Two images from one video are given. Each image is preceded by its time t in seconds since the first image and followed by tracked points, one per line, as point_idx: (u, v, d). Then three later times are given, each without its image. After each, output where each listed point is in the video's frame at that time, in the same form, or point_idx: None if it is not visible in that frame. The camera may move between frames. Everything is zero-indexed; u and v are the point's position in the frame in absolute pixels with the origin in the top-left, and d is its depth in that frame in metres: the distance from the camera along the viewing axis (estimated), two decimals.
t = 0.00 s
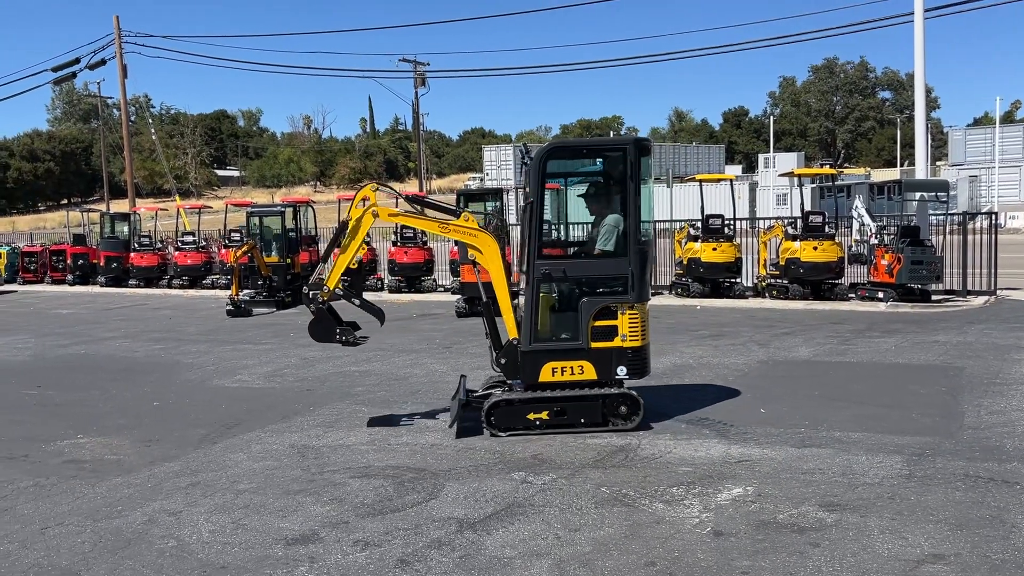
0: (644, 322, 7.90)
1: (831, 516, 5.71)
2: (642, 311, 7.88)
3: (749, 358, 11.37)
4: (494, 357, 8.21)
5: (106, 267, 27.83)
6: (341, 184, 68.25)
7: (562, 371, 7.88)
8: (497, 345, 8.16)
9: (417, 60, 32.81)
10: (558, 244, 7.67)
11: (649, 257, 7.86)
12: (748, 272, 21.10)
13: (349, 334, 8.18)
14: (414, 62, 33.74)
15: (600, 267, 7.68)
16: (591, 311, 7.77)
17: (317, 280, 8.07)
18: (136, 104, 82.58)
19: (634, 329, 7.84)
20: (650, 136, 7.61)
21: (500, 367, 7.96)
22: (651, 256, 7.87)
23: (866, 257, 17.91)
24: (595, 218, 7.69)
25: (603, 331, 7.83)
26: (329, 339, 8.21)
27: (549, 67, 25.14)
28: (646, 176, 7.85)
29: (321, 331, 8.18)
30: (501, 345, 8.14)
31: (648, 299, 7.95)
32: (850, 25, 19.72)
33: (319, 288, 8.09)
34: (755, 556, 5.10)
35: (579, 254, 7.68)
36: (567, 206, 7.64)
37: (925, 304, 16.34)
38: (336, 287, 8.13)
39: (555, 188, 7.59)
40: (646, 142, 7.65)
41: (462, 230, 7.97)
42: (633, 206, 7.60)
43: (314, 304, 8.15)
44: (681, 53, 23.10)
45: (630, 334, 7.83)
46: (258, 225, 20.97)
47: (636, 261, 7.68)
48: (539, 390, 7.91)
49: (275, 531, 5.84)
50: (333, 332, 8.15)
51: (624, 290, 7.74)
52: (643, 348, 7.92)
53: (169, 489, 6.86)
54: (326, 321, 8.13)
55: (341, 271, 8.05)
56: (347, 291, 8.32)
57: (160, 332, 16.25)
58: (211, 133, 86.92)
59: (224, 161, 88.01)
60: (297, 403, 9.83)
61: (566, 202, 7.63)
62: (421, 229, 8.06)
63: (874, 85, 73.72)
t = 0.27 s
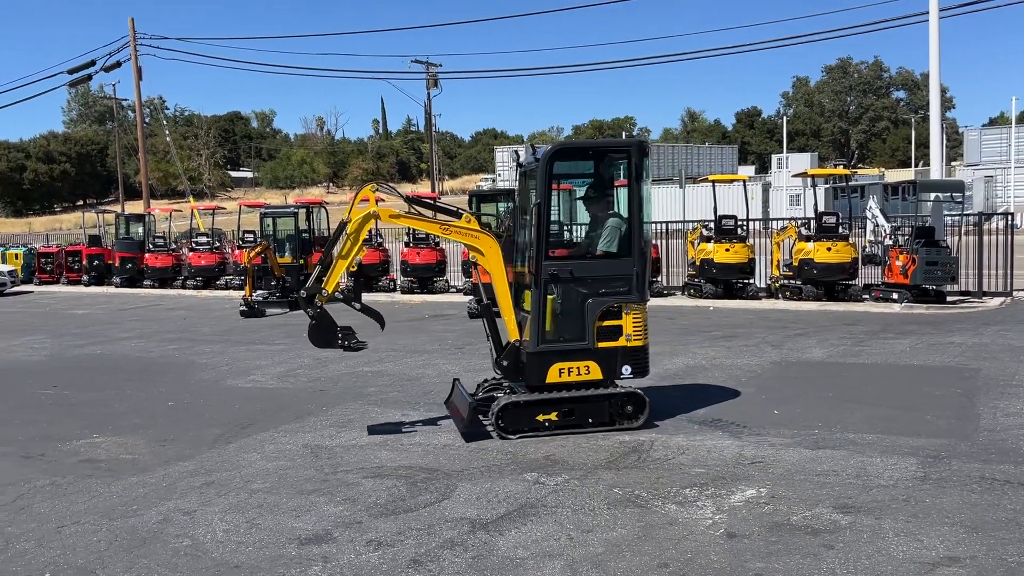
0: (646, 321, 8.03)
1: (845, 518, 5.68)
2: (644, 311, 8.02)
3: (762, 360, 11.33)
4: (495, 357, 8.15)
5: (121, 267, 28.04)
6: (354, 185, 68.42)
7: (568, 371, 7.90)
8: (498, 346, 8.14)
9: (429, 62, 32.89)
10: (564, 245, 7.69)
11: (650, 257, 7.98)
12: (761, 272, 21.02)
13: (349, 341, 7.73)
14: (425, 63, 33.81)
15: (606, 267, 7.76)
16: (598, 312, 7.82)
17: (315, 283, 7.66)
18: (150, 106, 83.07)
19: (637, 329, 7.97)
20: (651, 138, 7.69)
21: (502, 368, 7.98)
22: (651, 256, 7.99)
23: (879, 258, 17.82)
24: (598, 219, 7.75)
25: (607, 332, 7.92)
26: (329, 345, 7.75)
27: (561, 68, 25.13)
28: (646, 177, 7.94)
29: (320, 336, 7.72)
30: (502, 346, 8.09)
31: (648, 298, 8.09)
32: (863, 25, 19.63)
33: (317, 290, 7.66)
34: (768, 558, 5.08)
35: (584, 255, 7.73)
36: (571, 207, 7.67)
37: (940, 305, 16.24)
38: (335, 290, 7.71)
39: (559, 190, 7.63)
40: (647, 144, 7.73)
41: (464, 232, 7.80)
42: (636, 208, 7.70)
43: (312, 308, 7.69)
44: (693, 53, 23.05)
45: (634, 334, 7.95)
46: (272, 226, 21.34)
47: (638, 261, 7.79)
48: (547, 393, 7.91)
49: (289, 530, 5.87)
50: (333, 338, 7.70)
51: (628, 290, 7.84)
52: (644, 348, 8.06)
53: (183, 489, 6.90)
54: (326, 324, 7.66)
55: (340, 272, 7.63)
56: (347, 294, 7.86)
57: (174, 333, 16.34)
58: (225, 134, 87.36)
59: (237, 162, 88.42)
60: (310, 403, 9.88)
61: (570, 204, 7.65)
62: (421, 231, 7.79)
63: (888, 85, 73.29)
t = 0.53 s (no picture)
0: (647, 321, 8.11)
1: (856, 520, 5.66)
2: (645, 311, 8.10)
3: (772, 361, 11.30)
4: (498, 358, 8.14)
5: (132, 268, 28.19)
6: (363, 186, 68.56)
7: (574, 372, 7.89)
8: (501, 347, 8.13)
9: (438, 63, 32.96)
10: (569, 246, 7.69)
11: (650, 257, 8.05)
12: (771, 274, 20.95)
13: (355, 345, 7.64)
14: (434, 64, 33.88)
15: (609, 268, 7.80)
16: (602, 312, 7.85)
17: (316, 285, 7.55)
18: (161, 107, 83.48)
19: (640, 329, 8.03)
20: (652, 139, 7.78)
21: (505, 370, 8.06)
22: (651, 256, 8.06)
23: (890, 259, 17.76)
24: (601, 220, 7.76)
25: (611, 332, 7.96)
26: (333, 349, 7.68)
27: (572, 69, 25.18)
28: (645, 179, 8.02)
29: (323, 340, 7.62)
30: (505, 347, 8.10)
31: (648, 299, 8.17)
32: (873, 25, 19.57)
33: (318, 293, 7.54)
34: (778, 560, 5.07)
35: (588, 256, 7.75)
36: (575, 209, 7.67)
37: (952, 306, 16.15)
38: (337, 293, 7.63)
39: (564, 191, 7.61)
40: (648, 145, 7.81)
41: (466, 233, 7.66)
42: (638, 209, 7.78)
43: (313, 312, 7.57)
44: (702, 54, 23.00)
45: (637, 333, 8.01)
46: (282, 227, 21.52)
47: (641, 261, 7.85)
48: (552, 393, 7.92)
49: (299, 530, 5.88)
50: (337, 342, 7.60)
51: (631, 290, 7.89)
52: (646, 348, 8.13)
53: (194, 488, 6.93)
54: (329, 327, 7.57)
55: (341, 274, 7.52)
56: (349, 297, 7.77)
57: (184, 333, 16.41)
58: (235, 135, 87.69)
59: (247, 163, 88.74)
60: (319, 403, 9.90)
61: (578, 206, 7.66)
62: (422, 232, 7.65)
63: (898, 85, 72.98)
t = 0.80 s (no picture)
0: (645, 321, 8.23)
1: (869, 521, 5.63)
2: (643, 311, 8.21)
3: (784, 361, 11.26)
4: (501, 361, 8.06)
5: (144, 268, 28.34)
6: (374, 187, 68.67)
7: (581, 372, 7.88)
8: (503, 349, 8.06)
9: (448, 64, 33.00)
10: (575, 246, 7.71)
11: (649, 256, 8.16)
12: (782, 274, 20.86)
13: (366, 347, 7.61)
14: (445, 65, 33.95)
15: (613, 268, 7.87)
16: (606, 312, 7.89)
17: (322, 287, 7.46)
18: (173, 108, 83.90)
19: (640, 329, 8.12)
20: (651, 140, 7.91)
21: (508, 372, 8.04)
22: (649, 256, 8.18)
23: (902, 259, 17.67)
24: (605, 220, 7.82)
25: (613, 332, 8.02)
26: (344, 353, 7.54)
27: (583, 69, 25.18)
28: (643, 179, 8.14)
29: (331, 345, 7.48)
30: (508, 349, 8.02)
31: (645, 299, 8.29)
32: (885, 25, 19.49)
33: (323, 295, 7.43)
34: (791, 561, 5.04)
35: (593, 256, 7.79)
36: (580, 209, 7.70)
37: (965, 307, 16.05)
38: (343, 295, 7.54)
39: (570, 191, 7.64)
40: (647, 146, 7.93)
41: (473, 234, 7.65)
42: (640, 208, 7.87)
43: (319, 316, 7.44)
44: (713, 54, 22.94)
45: (637, 333, 8.11)
46: (293, 228, 21.68)
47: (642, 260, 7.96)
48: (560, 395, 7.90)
49: (311, 530, 5.90)
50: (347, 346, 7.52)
51: (632, 291, 7.98)
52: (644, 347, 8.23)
53: (206, 488, 6.96)
54: (338, 330, 7.47)
55: (349, 276, 7.47)
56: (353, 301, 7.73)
57: (197, 333, 16.49)
58: (246, 136, 88.01)
59: (259, 164, 89.07)
60: (331, 403, 9.93)
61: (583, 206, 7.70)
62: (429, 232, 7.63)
63: (911, 84, 72.54)
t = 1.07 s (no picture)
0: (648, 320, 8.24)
1: (877, 523, 5.61)
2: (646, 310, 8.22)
3: (791, 362, 11.23)
4: (507, 361, 8.05)
5: (152, 268, 28.45)
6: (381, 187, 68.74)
7: (587, 372, 7.85)
8: (509, 349, 8.04)
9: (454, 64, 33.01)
10: (580, 248, 7.71)
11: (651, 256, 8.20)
12: (788, 275, 20.81)
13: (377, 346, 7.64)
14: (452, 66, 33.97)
15: (618, 268, 7.87)
16: (611, 312, 7.89)
17: (332, 288, 7.48)
18: (181, 109, 84.23)
19: (644, 328, 8.13)
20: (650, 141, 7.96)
21: (514, 372, 8.03)
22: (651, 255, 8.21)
23: (910, 259, 17.62)
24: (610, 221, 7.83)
25: (618, 331, 8.01)
26: (356, 354, 7.52)
27: (590, 70, 25.17)
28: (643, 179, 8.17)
29: (344, 347, 7.46)
30: (514, 349, 8.00)
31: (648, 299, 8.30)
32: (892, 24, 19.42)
33: (333, 296, 7.44)
34: (799, 563, 5.03)
35: (597, 257, 7.79)
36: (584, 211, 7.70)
37: (974, 307, 15.97)
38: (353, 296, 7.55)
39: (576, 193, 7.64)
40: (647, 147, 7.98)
41: (479, 234, 7.64)
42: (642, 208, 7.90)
43: (330, 317, 7.43)
44: (720, 54, 22.89)
45: (642, 332, 8.11)
46: (300, 228, 21.79)
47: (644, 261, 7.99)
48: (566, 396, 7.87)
49: (318, 529, 5.91)
50: (360, 346, 7.52)
51: (636, 290, 8.00)
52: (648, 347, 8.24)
53: (214, 487, 6.97)
54: (350, 331, 7.48)
55: (359, 276, 7.49)
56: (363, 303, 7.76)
57: (205, 333, 16.53)
58: (254, 137, 88.24)
59: (266, 165, 89.28)
60: (338, 403, 9.95)
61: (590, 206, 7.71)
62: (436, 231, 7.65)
63: (920, 84, 72.23)
